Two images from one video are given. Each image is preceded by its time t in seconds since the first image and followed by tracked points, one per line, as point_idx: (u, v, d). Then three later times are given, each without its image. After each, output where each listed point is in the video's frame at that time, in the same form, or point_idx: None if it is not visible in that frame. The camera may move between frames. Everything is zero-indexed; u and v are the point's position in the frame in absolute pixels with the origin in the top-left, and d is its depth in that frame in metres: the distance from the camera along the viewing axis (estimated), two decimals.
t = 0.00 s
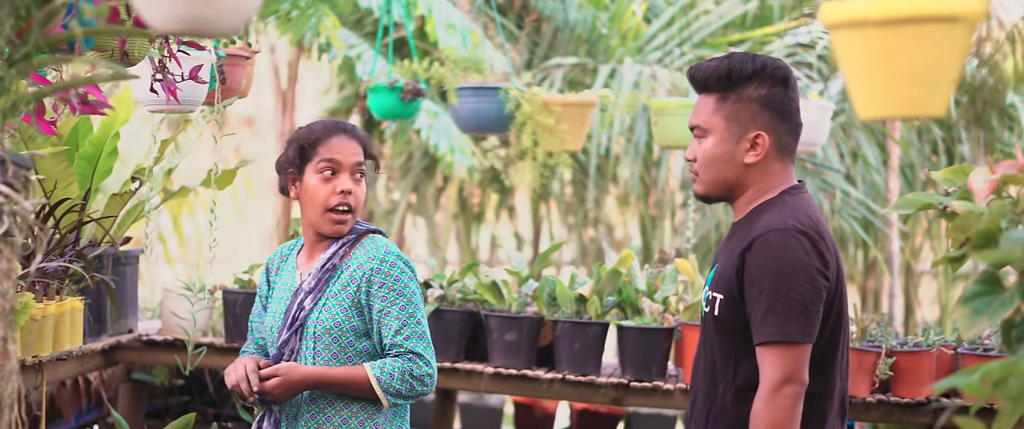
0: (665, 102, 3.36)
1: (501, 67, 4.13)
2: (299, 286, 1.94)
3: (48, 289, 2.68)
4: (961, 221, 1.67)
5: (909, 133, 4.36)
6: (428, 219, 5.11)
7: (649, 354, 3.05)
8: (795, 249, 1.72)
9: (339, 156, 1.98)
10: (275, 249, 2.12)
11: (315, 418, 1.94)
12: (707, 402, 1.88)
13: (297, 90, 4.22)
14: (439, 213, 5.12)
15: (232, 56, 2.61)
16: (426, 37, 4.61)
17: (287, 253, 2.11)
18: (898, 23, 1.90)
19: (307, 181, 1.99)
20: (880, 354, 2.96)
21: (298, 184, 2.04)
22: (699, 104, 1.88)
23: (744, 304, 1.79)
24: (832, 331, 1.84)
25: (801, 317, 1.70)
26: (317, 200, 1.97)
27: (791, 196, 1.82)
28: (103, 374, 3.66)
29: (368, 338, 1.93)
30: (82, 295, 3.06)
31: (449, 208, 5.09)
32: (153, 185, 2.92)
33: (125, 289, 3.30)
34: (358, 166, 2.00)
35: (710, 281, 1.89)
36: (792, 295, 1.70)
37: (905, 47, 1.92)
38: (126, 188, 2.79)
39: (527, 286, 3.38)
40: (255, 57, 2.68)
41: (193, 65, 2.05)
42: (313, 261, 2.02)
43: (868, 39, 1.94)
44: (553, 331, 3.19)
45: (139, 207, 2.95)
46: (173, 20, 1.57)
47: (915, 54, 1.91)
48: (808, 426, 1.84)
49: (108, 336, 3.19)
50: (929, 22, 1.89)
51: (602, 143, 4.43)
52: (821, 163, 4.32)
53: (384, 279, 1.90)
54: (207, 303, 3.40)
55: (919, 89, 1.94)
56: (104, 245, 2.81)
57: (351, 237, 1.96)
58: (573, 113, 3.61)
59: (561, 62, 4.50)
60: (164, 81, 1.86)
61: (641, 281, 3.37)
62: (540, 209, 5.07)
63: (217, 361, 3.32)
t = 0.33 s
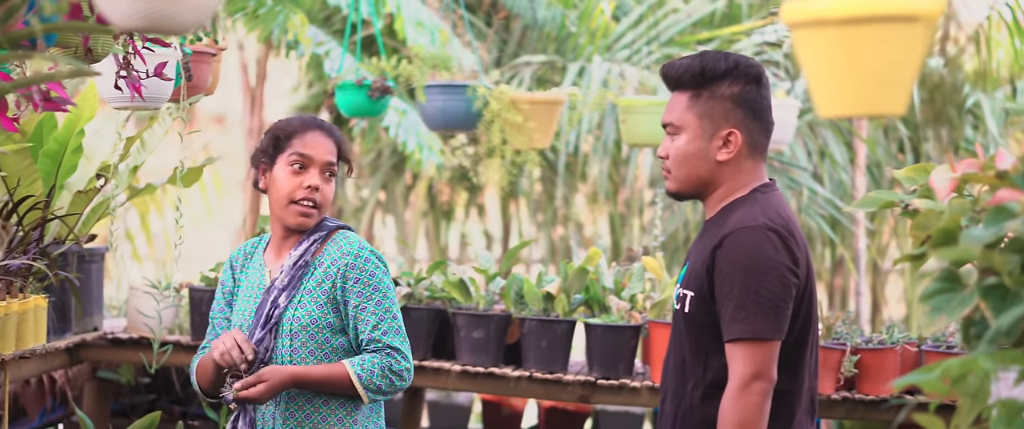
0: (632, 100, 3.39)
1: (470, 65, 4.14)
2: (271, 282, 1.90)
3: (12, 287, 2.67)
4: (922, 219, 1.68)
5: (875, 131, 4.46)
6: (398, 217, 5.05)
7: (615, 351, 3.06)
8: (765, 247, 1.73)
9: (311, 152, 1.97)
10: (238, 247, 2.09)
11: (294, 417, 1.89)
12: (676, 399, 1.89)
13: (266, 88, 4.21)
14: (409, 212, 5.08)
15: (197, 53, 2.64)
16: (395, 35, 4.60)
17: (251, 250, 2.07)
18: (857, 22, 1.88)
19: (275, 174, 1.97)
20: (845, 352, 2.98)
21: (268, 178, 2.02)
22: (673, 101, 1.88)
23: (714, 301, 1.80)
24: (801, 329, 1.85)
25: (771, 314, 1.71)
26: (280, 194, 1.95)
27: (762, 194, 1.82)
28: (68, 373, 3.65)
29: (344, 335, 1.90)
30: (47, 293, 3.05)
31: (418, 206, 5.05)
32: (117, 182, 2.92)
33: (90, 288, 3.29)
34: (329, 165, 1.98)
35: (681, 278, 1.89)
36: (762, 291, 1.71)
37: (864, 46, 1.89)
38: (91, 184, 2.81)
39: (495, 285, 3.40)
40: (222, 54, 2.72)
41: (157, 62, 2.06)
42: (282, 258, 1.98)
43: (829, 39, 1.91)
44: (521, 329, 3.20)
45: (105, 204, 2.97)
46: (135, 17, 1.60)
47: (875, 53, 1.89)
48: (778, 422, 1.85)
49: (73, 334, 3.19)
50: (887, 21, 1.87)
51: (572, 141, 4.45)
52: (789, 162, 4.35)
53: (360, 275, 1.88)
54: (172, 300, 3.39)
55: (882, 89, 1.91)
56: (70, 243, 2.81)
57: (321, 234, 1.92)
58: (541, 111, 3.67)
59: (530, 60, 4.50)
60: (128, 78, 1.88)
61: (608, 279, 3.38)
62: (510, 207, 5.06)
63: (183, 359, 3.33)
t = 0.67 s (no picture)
0: (597, 102, 3.42)
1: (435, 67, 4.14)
2: (239, 283, 1.87)
3: None
4: (880, 221, 1.64)
5: (839, 134, 4.51)
6: (363, 219, 5.02)
7: (579, 354, 3.07)
8: (733, 247, 1.73)
9: (279, 155, 1.94)
10: (205, 246, 2.06)
11: (258, 418, 1.87)
12: (643, 400, 1.87)
13: (231, 90, 4.18)
14: (375, 215, 5.04)
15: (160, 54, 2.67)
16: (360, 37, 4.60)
17: (218, 250, 2.05)
18: (816, 26, 1.90)
19: (243, 176, 1.95)
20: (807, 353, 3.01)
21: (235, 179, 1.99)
22: (646, 100, 1.88)
23: (682, 301, 1.79)
24: (768, 329, 1.85)
25: (739, 314, 1.71)
26: (249, 197, 1.93)
27: (730, 195, 1.83)
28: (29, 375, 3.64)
29: (313, 338, 1.89)
30: (8, 295, 3.06)
31: (384, 207, 4.99)
32: (80, 182, 2.93)
33: (52, 291, 3.28)
34: (298, 169, 1.96)
35: (647, 279, 1.89)
36: (730, 292, 1.71)
37: (821, 49, 1.91)
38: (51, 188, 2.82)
39: (459, 286, 3.36)
40: (186, 54, 2.75)
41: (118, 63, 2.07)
42: (250, 259, 1.95)
43: (788, 42, 1.92)
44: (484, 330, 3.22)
45: (67, 206, 2.98)
46: (91, 17, 1.63)
47: (833, 57, 1.91)
48: (742, 423, 1.85)
49: (33, 335, 3.18)
50: (843, 24, 1.90)
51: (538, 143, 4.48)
52: (753, 164, 4.38)
53: (331, 279, 1.86)
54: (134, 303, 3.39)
55: (838, 94, 1.94)
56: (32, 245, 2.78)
57: (291, 235, 1.90)
58: (505, 113, 3.67)
59: (496, 62, 4.51)
60: (88, 78, 1.89)
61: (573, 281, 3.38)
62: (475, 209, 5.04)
63: (145, 361, 3.32)
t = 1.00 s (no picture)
0: (557, 104, 3.49)
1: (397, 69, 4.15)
2: (189, 287, 1.88)
3: None
4: (834, 224, 1.67)
5: (799, 137, 4.55)
6: (325, 220, 5.00)
7: (539, 355, 3.09)
8: (703, 245, 1.74)
9: (226, 161, 1.92)
10: (166, 248, 2.06)
11: (207, 422, 1.87)
12: (610, 401, 1.85)
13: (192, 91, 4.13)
14: (337, 216, 5.02)
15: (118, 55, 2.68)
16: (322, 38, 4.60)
17: (178, 252, 2.05)
18: (765, 31, 2.25)
19: (193, 181, 1.94)
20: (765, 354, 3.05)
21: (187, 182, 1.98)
22: (612, 104, 1.86)
23: (650, 300, 1.79)
24: (736, 327, 1.86)
25: (710, 311, 1.72)
26: (197, 202, 1.93)
27: (695, 195, 1.83)
28: None
29: (263, 341, 1.88)
30: None
31: (347, 208, 4.97)
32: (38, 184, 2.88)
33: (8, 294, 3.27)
34: (246, 173, 1.94)
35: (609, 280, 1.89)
36: (701, 289, 1.72)
37: (773, 49, 2.26)
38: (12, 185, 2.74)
39: (419, 288, 3.37)
40: (144, 55, 2.75)
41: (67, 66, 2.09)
42: (205, 260, 1.95)
43: (740, 45, 2.28)
44: (445, 332, 3.24)
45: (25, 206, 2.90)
46: (43, 18, 1.77)
47: (782, 58, 2.27)
48: (711, 421, 1.85)
49: None
50: (793, 30, 2.24)
51: (500, 145, 4.49)
52: (714, 166, 4.42)
53: (279, 283, 1.85)
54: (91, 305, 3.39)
55: (784, 93, 2.29)
56: None
57: (243, 239, 1.89)
58: (467, 114, 3.71)
59: (458, 64, 4.52)
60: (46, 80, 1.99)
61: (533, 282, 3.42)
62: (437, 210, 5.03)
63: (101, 364, 3.31)
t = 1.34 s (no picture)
0: (515, 103, 3.51)
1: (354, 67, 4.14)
2: (145, 288, 1.88)
3: None
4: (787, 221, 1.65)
5: (756, 136, 4.60)
6: (283, 218, 4.97)
7: (497, 353, 3.10)
8: (681, 235, 1.75)
9: (152, 169, 1.88)
10: (131, 248, 2.04)
11: (159, 423, 1.86)
12: (581, 397, 1.82)
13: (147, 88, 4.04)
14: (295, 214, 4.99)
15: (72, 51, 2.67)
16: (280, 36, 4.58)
17: (143, 253, 2.03)
18: (715, 30, 2.50)
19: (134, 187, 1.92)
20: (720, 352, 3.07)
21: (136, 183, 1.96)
22: (586, 100, 1.83)
23: (626, 294, 1.78)
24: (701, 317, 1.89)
25: (691, 298, 1.74)
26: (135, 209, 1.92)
27: (656, 190, 1.84)
28: None
29: (213, 342, 1.86)
30: None
31: (305, 206, 4.95)
32: None
33: None
34: (174, 179, 1.88)
35: (566, 279, 1.87)
36: (684, 277, 1.73)
37: (722, 47, 2.52)
38: None
39: (377, 286, 3.41)
40: (98, 52, 2.77)
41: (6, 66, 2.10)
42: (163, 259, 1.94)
43: (694, 44, 2.53)
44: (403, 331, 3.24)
45: None
46: None
47: (732, 55, 2.52)
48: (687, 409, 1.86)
49: None
50: (739, 28, 2.51)
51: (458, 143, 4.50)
52: (670, 165, 4.45)
53: (227, 284, 1.84)
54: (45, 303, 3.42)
55: (736, 91, 2.54)
56: None
57: (197, 240, 1.87)
58: (424, 112, 3.72)
59: (416, 62, 4.51)
60: None
61: (490, 280, 3.44)
62: (396, 208, 5.01)
63: (54, 362, 3.28)
